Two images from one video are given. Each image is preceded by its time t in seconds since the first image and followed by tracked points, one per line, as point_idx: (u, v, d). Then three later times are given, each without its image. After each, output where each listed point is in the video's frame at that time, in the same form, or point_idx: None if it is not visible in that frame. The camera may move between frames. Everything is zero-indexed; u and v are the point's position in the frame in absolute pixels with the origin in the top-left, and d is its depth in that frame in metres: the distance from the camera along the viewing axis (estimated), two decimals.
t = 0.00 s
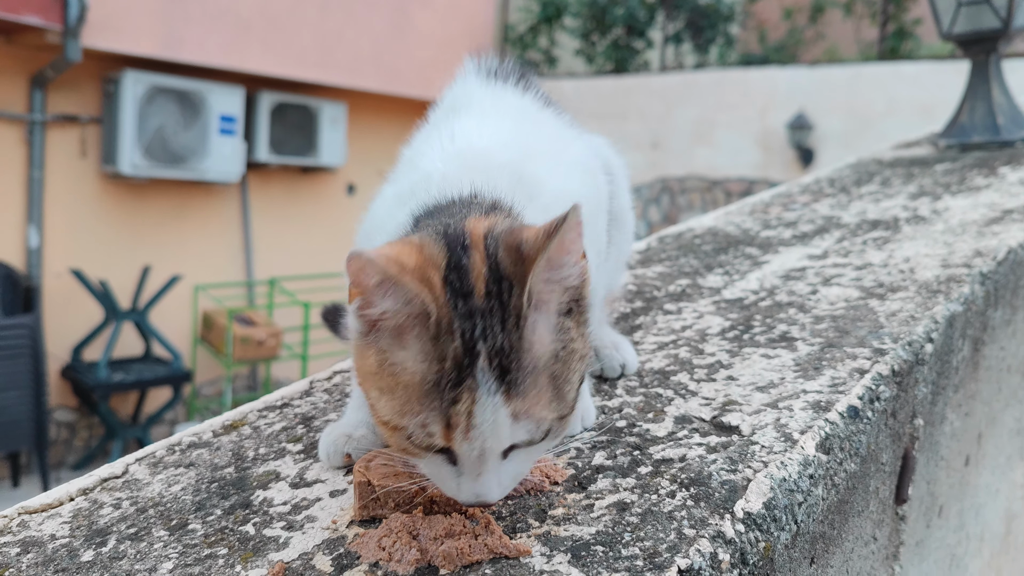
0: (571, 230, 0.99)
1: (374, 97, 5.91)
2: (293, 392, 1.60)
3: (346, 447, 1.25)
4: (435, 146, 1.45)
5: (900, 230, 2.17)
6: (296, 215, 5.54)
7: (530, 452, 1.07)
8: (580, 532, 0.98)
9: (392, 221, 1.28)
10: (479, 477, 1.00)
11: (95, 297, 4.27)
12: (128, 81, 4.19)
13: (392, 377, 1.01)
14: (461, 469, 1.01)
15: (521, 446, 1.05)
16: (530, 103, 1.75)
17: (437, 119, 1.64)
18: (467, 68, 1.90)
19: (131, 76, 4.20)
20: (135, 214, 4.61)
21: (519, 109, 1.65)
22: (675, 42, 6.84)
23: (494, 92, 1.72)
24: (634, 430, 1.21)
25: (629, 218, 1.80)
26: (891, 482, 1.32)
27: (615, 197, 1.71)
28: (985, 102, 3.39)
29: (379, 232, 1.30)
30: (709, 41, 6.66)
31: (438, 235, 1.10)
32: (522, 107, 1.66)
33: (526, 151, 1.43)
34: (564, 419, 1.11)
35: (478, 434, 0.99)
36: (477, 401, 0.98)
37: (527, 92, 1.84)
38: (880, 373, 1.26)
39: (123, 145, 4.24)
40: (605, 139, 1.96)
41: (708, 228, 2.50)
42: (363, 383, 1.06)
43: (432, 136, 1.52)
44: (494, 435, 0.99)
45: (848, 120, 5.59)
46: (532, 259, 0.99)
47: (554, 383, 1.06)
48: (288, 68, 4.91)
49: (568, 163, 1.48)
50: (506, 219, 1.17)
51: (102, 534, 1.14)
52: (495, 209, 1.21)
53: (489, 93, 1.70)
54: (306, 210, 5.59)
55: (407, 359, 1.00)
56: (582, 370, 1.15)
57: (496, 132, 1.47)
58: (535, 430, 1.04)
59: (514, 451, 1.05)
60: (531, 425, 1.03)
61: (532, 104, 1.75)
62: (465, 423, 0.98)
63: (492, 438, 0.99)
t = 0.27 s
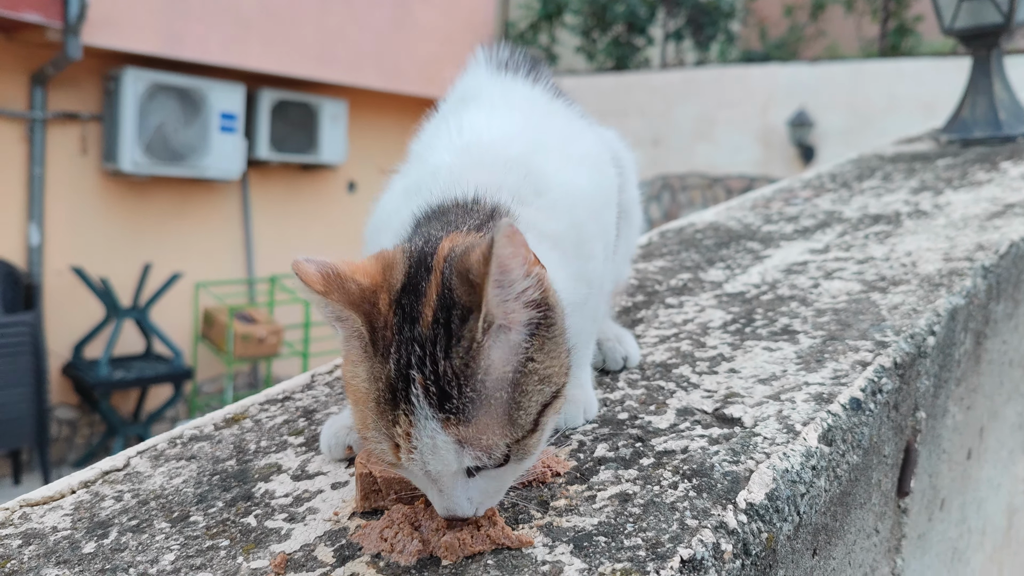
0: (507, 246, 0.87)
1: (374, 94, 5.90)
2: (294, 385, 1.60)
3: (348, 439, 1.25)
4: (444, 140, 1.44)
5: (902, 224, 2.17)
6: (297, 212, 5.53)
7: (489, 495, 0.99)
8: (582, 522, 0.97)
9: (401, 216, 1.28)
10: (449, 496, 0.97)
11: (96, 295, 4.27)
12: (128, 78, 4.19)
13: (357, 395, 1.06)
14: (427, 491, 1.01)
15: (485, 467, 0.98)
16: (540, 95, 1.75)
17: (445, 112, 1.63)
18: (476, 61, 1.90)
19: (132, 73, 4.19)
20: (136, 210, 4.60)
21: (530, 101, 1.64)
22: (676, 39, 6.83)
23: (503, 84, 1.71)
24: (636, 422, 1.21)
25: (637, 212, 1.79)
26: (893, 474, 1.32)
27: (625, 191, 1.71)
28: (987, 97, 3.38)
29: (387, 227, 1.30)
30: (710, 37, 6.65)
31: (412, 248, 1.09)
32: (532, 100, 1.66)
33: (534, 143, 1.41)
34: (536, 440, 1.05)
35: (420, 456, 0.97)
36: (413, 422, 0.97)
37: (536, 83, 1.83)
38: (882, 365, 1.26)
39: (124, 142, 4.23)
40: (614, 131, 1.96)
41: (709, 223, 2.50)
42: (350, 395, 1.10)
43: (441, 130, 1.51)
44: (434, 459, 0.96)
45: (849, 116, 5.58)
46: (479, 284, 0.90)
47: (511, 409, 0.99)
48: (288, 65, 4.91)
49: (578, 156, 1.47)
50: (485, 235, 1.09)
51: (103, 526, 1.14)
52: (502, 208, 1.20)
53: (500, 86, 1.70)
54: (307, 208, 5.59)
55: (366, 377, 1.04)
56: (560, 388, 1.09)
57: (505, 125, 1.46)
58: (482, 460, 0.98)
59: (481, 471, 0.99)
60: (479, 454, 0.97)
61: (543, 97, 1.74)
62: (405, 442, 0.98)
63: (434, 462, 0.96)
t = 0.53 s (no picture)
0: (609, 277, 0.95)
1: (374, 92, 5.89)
2: (296, 379, 1.60)
3: (350, 432, 1.25)
4: (443, 132, 1.44)
5: (904, 218, 2.17)
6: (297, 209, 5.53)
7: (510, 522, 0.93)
8: (585, 514, 0.97)
9: (401, 207, 1.28)
10: (477, 515, 0.90)
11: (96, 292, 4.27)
12: (128, 76, 4.18)
13: (392, 401, 0.94)
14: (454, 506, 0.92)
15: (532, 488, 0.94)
16: (541, 86, 1.74)
17: (445, 104, 1.63)
18: (476, 52, 1.89)
19: (132, 71, 4.19)
20: (136, 208, 4.60)
21: (530, 93, 1.64)
22: (676, 37, 6.82)
23: (502, 76, 1.71)
24: (638, 415, 1.21)
25: (637, 205, 1.79)
26: (896, 467, 1.32)
27: (625, 184, 1.71)
28: (989, 93, 3.37)
29: (389, 217, 1.30)
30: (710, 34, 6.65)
31: (461, 264, 1.03)
32: (533, 91, 1.66)
33: (535, 136, 1.41)
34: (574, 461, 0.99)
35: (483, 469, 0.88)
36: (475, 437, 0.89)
37: (536, 75, 1.83)
38: (885, 358, 1.25)
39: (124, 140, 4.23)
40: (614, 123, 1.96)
41: (711, 218, 2.50)
42: (366, 405, 0.99)
43: (441, 121, 1.51)
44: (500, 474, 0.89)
45: (850, 113, 5.57)
46: (575, 302, 0.93)
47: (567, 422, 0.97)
48: (288, 64, 4.89)
49: (579, 149, 1.47)
50: (527, 261, 1.09)
51: (104, 519, 1.14)
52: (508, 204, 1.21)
53: (500, 78, 1.69)
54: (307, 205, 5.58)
55: (406, 385, 0.93)
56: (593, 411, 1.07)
57: (507, 117, 1.46)
58: (545, 476, 0.94)
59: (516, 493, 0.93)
60: (543, 471, 0.93)
61: (543, 88, 1.74)
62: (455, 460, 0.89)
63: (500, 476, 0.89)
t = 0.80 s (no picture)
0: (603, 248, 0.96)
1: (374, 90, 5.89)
2: (297, 375, 1.60)
3: (351, 428, 1.25)
4: (438, 127, 1.43)
5: (906, 215, 2.16)
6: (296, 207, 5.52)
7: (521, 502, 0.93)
8: (588, 510, 0.97)
9: (397, 202, 1.27)
10: (488, 498, 0.92)
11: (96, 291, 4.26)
12: (127, 74, 4.17)
13: (394, 387, 0.95)
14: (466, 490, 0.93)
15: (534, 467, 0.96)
16: (535, 82, 1.74)
17: (438, 100, 1.62)
18: (470, 48, 1.89)
19: (131, 70, 4.18)
20: (136, 206, 4.59)
21: (524, 88, 1.64)
22: (676, 34, 6.81)
23: (495, 72, 1.71)
24: (640, 411, 1.21)
25: (635, 200, 1.79)
26: (898, 464, 1.32)
27: (622, 179, 1.71)
28: (990, 89, 3.36)
29: (385, 214, 1.29)
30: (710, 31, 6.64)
31: (457, 243, 1.04)
32: (527, 87, 1.65)
33: (530, 131, 1.41)
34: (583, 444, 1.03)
35: (490, 447, 0.90)
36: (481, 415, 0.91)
37: (529, 71, 1.82)
38: (888, 354, 1.25)
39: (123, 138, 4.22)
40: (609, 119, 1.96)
41: (712, 214, 2.49)
42: (371, 391, 1.01)
43: (435, 116, 1.50)
44: (508, 451, 0.91)
45: (850, 111, 5.56)
46: (569, 275, 0.94)
47: (572, 402, 0.99)
48: (287, 62, 4.88)
49: (574, 143, 1.47)
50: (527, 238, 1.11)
51: (105, 516, 1.14)
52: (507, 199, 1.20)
53: (493, 73, 1.69)
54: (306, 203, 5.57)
55: (406, 367, 0.95)
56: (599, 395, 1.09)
57: (502, 111, 1.45)
58: (551, 454, 0.96)
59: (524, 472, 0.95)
60: (550, 448, 0.96)
61: (537, 83, 1.74)
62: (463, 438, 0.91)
63: (505, 455, 0.91)
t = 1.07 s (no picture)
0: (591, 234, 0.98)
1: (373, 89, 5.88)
2: (296, 373, 1.60)
3: (350, 426, 1.24)
4: (431, 124, 1.43)
5: (905, 213, 2.16)
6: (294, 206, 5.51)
7: (522, 490, 0.97)
8: (588, 507, 0.97)
9: (391, 200, 1.27)
10: (488, 485, 0.95)
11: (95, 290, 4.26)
12: (126, 73, 4.17)
13: (391, 379, 0.99)
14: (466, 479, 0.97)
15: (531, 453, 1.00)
16: (529, 79, 1.74)
17: (432, 98, 1.62)
18: (464, 46, 1.88)
19: (130, 68, 4.17)
20: (134, 205, 4.59)
21: (518, 85, 1.63)
22: (675, 33, 6.81)
23: (489, 69, 1.70)
24: (640, 408, 1.20)
25: (632, 198, 1.79)
26: (898, 462, 1.32)
27: (618, 177, 1.70)
28: (989, 87, 3.36)
29: (378, 212, 1.28)
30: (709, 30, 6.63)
31: (447, 230, 1.06)
32: (521, 84, 1.65)
33: (524, 128, 1.40)
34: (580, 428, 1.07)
35: (486, 439, 0.95)
36: (477, 408, 0.95)
37: (523, 68, 1.81)
38: (887, 351, 1.25)
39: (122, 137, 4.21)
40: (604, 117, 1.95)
41: (711, 213, 2.49)
42: (368, 382, 1.05)
43: (429, 114, 1.50)
44: (504, 442, 0.95)
45: (849, 110, 5.56)
46: (555, 263, 0.96)
47: (566, 387, 1.02)
48: (286, 61, 4.87)
49: (569, 140, 1.47)
50: (516, 222, 1.13)
51: (104, 514, 1.13)
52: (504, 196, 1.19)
53: (487, 71, 1.68)
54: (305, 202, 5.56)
55: (401, 360, 0.99)
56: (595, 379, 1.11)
57: (495, 108, 1.45)
58: (546, 440, 1.00)
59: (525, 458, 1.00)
60: (544, 433, 1.00)
61: (532, 81, 1.73)
62: (459, 429, 0.95)
63: (501, 447, 0.95)
